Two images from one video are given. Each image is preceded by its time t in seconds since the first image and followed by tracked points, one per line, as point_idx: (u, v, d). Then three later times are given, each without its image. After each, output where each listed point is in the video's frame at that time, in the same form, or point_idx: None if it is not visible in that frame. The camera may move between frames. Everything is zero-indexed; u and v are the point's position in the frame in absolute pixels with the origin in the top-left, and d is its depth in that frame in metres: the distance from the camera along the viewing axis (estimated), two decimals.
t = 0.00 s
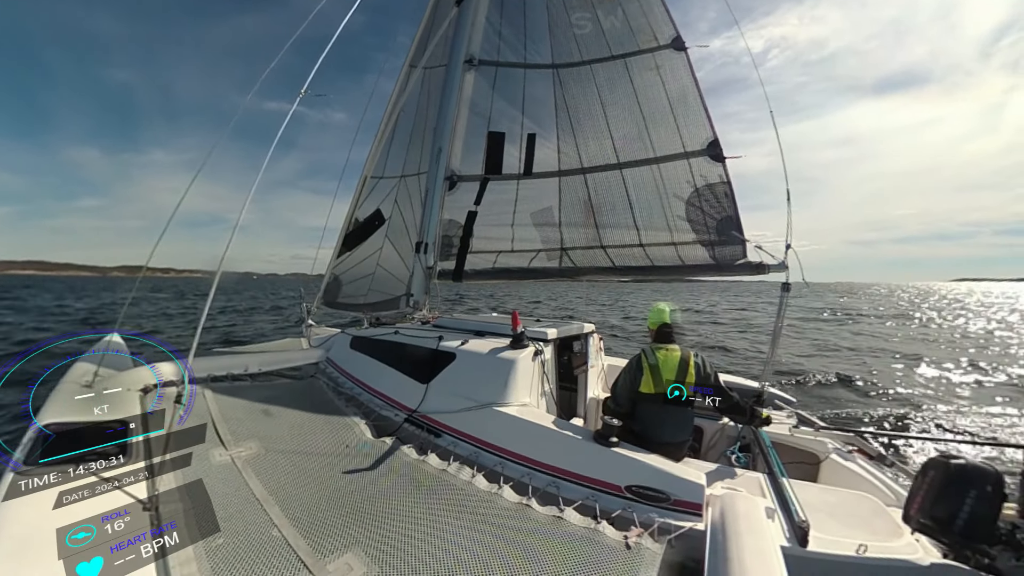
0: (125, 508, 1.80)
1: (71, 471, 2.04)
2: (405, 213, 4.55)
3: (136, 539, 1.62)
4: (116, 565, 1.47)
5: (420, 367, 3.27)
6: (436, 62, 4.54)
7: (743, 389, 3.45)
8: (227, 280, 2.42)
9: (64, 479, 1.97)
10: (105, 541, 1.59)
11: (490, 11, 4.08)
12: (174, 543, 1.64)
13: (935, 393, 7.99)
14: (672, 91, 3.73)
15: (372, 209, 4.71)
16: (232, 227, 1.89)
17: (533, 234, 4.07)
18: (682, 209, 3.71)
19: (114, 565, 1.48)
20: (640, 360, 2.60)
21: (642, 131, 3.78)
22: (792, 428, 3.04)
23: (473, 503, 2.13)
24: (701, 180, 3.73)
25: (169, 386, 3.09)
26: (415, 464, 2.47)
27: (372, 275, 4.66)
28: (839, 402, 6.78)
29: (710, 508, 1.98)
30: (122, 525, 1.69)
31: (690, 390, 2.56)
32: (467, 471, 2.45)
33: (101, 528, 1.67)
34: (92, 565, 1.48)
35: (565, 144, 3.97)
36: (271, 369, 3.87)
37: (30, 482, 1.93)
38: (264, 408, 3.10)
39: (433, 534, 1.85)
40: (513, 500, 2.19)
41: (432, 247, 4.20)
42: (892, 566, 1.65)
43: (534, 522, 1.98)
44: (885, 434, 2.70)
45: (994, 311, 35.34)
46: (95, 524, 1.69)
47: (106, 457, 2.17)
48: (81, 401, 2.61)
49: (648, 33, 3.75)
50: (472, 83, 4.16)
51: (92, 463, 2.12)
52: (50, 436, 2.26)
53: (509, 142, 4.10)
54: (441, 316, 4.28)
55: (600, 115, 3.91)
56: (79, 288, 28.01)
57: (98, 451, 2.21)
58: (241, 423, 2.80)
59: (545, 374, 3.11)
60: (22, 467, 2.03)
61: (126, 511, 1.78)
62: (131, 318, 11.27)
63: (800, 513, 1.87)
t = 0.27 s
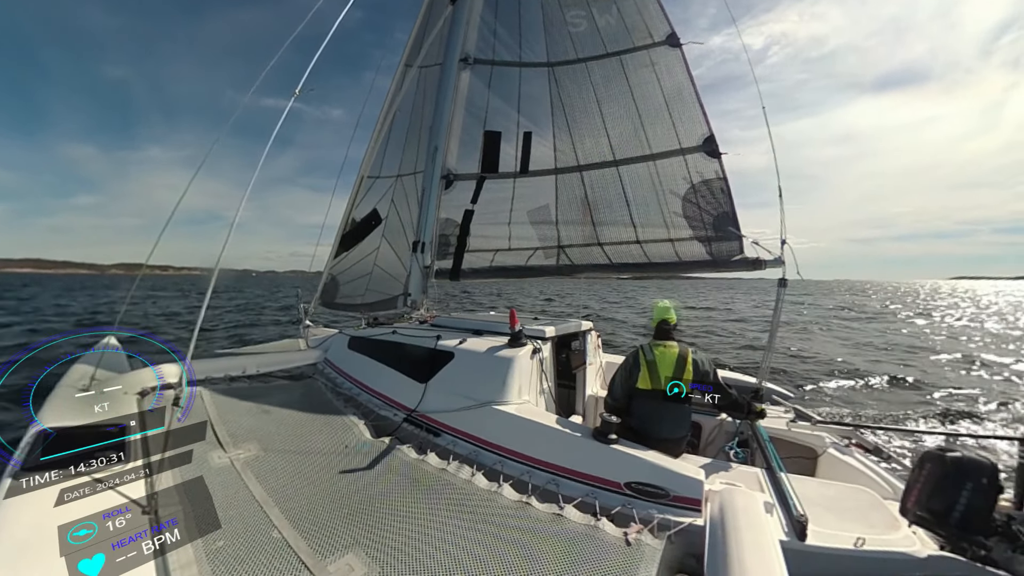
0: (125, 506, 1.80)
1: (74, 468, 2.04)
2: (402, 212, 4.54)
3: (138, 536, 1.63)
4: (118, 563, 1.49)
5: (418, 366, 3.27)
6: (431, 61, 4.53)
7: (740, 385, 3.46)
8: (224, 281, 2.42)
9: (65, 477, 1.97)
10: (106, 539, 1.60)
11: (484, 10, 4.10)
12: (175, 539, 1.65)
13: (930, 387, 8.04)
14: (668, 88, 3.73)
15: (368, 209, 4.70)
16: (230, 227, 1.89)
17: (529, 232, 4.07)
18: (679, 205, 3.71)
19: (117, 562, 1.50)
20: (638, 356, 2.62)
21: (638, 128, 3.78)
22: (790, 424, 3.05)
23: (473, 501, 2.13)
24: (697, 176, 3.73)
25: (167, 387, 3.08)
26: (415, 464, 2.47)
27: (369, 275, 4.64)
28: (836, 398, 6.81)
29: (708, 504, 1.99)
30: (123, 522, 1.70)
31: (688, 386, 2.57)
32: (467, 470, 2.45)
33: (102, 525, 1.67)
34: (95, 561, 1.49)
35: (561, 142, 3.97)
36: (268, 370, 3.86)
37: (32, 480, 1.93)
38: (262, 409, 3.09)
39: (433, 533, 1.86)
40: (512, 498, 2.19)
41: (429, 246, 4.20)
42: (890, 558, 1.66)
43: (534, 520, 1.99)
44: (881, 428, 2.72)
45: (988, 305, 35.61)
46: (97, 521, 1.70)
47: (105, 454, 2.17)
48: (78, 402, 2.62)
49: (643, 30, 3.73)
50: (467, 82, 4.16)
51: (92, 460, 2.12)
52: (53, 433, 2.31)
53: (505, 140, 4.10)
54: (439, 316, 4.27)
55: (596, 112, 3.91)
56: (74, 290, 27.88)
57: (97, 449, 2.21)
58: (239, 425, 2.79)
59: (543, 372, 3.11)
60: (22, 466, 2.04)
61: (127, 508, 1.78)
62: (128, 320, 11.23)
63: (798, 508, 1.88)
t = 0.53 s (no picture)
0: (126, 503, 1.81)
1: (75, 466, 2.04)
2: (400, 208, 4.53)
3: (139, 534, 1.63)
4: (119, 559, 1.49)
5: (417, 362, 3.28)
6: (428, 55, 4.50)
7: (738, 380, 3.47)
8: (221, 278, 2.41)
9: (67, 474, 1.98)
10: (108, 535, 1.61)
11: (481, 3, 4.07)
12: (175, 537, 1.65)
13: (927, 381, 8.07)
14: (667, 80, 3.70)
15: (366, 205, 4.69)
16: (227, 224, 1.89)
17: (527, 227, 4.06)
18: (677, 199, 3.70)
19: (118, 559, 1.50)
20: (636, 352, 2.62)
21: (636, 122, 3.76)
22: (787, 419, 3.06)
23: (472, 497, 2.15)
24: (695, 171, 3.72)
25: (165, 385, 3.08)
26: (414, 460, 2.48)
27: (367, 271, 4.64)
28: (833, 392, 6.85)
29: (705, 498, 2.00)
30: (124, 519, 1.71)
31: (688, 383, 2.56)
32: (465, 466, 2.46)
33: (103, 522, 1.68)
34: (96, 559, 1.49)
35: (559, 136, 3.95)
36: (267, 367, 3.86)
37: (34, 477, 1.94)
38: (261, 406, 3.10)
39: (432, 528, 1.87)
40: (511, 493, 2.21)
41: (427, 242, 4.20)
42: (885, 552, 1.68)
43: (533, 515, 2.00)
44: (878, 422, 2.73)
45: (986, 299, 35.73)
46: (98, 519, 1.71)
47: (106, 452, 2.17)
48: (77, 402, 2.62)
49: (642, 21, 3.69)
50: (464, 76, 4.13)
51: (92, 457, 2.12)
52: (54, 432, 2.32)
53: (502, 135, 4.08)
54: (437, 312, 4.27)
55: (594, 106, 3.89)
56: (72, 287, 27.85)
57: (96, 447, 2.22)
58: (237, 422, 2.79)
59: (542, 369, 3.12)
60: (23, 464, 2.04)
61: (128, 506, 1.79)
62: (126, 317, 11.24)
63: (794, 502, 1.89)
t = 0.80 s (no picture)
0: (128, 500, 1.82)
1: (75, 464, 2.04)
2: (400, 203, 4.52)
3: (140, 531, 1.64)
4: (121, 557, 1.50)
5: (416, 357, 3.28)
6: (430, 49, 4.47)
7: (735, 379, 3.48)
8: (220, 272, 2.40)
9: (68, 472, 1.98)
10: (110, 533, 1.62)
11: None
12: (176, 534, 1.66)
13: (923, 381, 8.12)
14: (670, 77, 3.68)
15: (366, 198, 4.67)
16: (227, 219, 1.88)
17: (527, 223, 4.05)
18: (678, 197, 3.70)
19: (119, 557, 1.51)
20: (636, 349, 2.63)
21: (639, 119, 3.74)
22: (784, 418, 3.07)
23: (470, 491, 2.16)
24: (697, 169, 3.71)
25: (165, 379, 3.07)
26: (412, 454, 2.49)
27: (367, 265, 4.63)
28: (829, 391, 6.88)
29: (702, 496, 2.01)
30: (125, 517, 1.71)
31: (687, 381, 2.58)
32: (464, 460, 2.47)
33: (105, 520, 1.69)
34: (97, 557, 1.50)
35: (560, 131, 3.93)
36: (266, 361, 3.86)
37: (34, 476, 1.93)
38: (260, 399, 3.10)
39: (431, 522, 1.88)
40: (508, 488, 2.22)
41: (427, 237, 4.20)
42: (880, 551, 1.69)
43: (530, 510, 2.01)
44: (874, 422, 2.74)
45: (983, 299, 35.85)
46: (99, 516, 1.71)
47: (105, 450, 2.17)
48: (77, 398, 2.61)
49: (646, 16, 3.67)
50: (466, 70, 4.11)
51: (91, 456, 2.11)
52: (55, 430, 2.30)
53: (503, 130, 4.06)
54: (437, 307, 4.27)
55: (596, 102, 3.87)
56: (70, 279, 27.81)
57: (94, 445, 2.21)
58: (237, 415, 2.80)
59: (541, 365, 3.13)
60: (25, 462, 2.03)
61: (128, 503, 1.80)
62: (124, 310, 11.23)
63: (790, 500, 1.91)
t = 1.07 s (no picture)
0: (129, 499, 1.82)
1: (76, 463, 2.03)
2: (401, 202, 4.51)
3: (140, 530, 1.63)
4: (122, 555, 1.50)
5: (416, 356, 3.28)
6: (433, 49, 4.47)
7: (734, 382, 3.49)
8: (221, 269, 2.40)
9: (68, 471, 1.97)
10: (111, 531, 1.62)
11: None
12: (176, 532, 1.66)
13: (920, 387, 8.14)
14: (672, 81, 3.70)
15: (367, 196, 4.67)
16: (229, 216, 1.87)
17: (529, 224, 4.05)
18: (679, 201, 3.70)
19: (120, 556, 1.50)
20: (637, 349, 2.63)
21: (641, 122, 3.75)
22: (782, 421, 3.08)
23: (469, 490, 2.16)
24: (698, 173, 3.72)
25: (165, 375, 3.07)
26: (411, 453, 2.49)
27: (368, 264, 4.63)
28: (827, 395, 6.89)
29: (700, 498, 2.02)
30: (126, 516, 1.71)
31: (687, 380, 2.59)
32: (462, 460, 2.47)
33: (105, 519, 1.68)
34: (98, 556, 1.50)
35: (563, 133, 3.93)
36: (266, 358, 3.86)
37: (34, 474, 1.92)
38: (260, 396, 3.10)
39: (429, 522, 1.88)
40: (507, 488, 2.22)
41: (428, 236, 4.20)
42: (879, 556, 1.69)
43: (529, 510, 2.01)
44: (873, 427, 2.75)
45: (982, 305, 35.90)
46: (99, 515, 1.71)
47: (105, 449, 2.16)
48: (76, 394, 2.59)
49: (649, 21, 3.69)
50: (469, 69, 4.10)
51: (92, 455, 2.11)
52: (55, 428, 2.27)
53: (505, 130, 4.06)
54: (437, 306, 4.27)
55: (598, 104, 3.87)
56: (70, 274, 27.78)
57: (94, 444, 2.20)
58: (236, 412, 2.80)
59: (540, 365, 3.13)
60: (26, 459, 2.02)
61: (129, 501, 1.80)
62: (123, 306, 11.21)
63: (788, 503, 1.91)
